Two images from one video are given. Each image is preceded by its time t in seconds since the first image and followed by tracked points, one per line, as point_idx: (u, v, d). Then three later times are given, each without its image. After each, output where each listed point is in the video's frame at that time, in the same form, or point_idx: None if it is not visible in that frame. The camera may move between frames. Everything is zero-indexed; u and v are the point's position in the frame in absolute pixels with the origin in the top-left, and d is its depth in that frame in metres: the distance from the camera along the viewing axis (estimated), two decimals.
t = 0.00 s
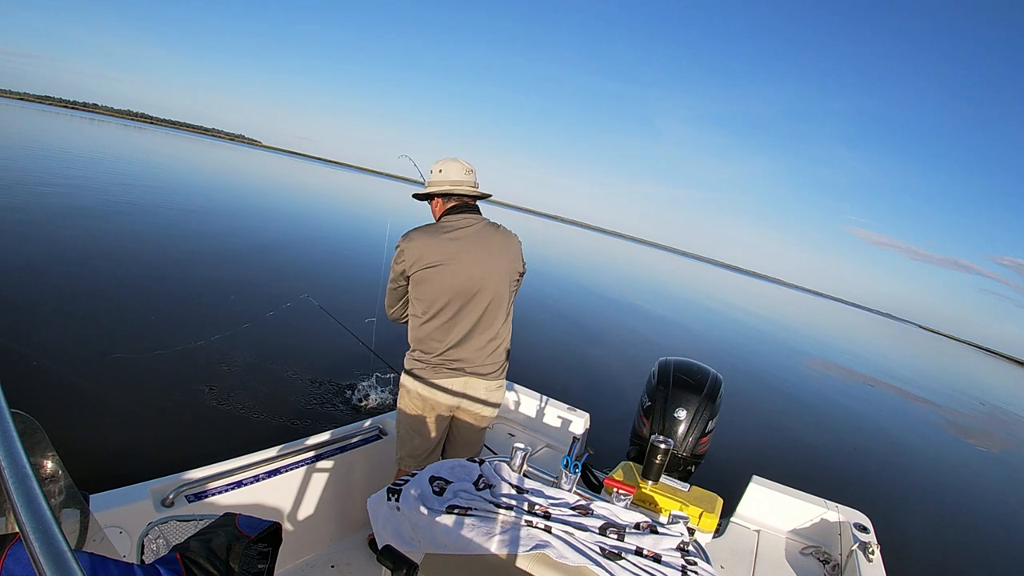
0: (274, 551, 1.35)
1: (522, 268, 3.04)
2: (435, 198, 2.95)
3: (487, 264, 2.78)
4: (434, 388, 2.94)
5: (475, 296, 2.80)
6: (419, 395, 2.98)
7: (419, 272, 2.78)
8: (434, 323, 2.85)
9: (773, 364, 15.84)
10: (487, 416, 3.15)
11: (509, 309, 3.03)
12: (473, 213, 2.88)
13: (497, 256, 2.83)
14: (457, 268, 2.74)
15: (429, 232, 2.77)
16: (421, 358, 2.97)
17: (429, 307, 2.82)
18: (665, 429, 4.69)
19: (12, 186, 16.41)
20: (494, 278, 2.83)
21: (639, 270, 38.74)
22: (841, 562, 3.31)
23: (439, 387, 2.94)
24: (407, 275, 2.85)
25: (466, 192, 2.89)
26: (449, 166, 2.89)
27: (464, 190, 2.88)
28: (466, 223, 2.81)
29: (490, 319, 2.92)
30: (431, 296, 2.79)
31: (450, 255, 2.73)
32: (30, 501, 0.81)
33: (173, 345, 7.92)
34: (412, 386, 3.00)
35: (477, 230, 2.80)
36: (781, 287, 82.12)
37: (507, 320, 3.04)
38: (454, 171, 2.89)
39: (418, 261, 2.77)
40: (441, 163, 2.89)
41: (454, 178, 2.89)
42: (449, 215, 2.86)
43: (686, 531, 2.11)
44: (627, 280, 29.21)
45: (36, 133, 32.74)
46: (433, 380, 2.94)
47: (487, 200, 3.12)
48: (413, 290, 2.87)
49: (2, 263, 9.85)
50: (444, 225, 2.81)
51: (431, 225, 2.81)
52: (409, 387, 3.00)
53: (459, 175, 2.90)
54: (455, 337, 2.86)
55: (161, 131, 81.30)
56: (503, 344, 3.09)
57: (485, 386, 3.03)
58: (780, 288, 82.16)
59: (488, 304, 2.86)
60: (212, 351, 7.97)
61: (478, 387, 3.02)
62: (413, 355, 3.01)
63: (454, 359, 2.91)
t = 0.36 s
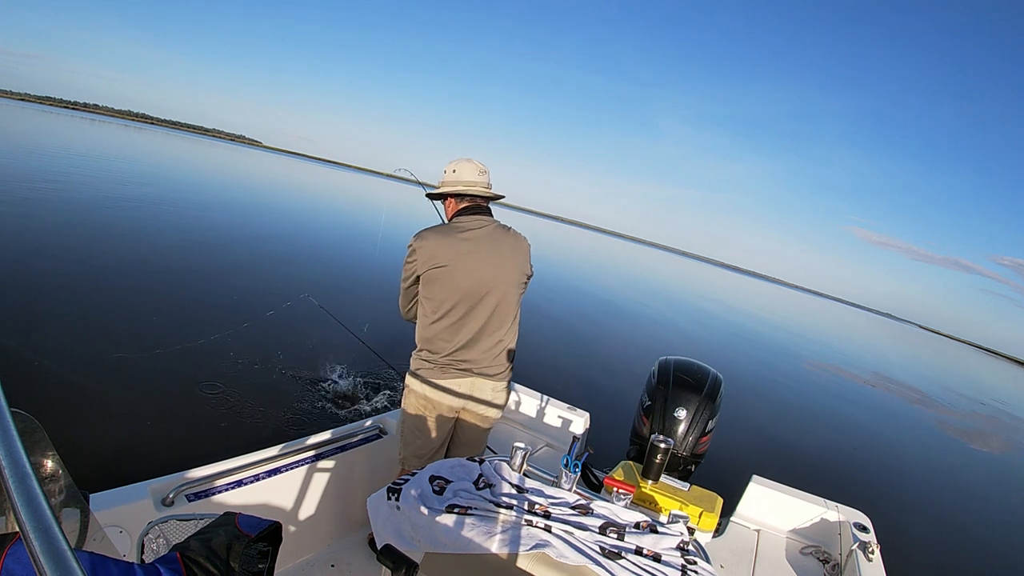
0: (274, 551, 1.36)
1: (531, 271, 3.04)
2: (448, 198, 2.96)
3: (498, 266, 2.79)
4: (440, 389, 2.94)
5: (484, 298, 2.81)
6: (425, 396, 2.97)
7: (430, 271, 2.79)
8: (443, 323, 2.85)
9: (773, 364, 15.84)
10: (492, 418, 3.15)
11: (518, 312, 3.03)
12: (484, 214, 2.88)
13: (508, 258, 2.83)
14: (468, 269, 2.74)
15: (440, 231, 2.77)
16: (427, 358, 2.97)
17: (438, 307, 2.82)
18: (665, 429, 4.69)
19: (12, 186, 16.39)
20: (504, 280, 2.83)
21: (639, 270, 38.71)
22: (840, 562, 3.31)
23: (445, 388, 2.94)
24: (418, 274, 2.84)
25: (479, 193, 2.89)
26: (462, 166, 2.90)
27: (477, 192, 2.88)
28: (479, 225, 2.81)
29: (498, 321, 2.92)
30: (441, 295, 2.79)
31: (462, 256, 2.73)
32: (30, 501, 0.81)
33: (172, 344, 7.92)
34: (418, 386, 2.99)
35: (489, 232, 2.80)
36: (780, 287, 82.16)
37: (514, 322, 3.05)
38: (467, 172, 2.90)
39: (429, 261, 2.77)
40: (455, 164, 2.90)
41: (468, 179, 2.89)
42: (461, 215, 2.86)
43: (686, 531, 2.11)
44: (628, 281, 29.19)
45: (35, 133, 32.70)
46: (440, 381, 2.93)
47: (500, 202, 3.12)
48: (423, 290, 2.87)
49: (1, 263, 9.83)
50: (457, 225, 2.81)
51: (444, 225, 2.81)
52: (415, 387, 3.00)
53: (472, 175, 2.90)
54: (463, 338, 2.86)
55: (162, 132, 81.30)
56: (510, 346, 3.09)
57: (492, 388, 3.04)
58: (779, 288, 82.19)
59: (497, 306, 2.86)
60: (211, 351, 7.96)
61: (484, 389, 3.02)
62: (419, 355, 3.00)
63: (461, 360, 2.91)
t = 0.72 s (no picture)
0: (274, 550, 1.36)
1: (536, 273, 3.04)
2: (455, 198, 2.96)
3: (503, 268, 2.79)
4: (442, 390, 2.94)
5: (488, 299, 2.81)
6: (426, 397, 2.97)
7: (435, 271, 2.79)
8: (446, 324, 2.85)
9: (773, 364, 15.84)
10: (494, 420, 3.14)
11: (521, 313, 3.02)
12: (490, 214, 2.88)
13: (512, 259, 2.83)
14: (472, 270, 2.75)
15: (445, 231, 2.78)
16: (430, 359, 2.96)
17: (441, 307, 2.83)
18: (665, 429, 4.69)
19: (11, 186, 16.39)
20: (508, 281, 2.83)
21: (639, 270, 38.72)
22: (840, 562, 3.31)
23: (448, 389, 2.94)
24: (422, 275, 2.85)
25: (486, 194, 2.89)
26: (470, 167, 2.90)
27: (485, 192, 2.88)
28: (483, 226, 2.80)
29: (502, 323, 2.92)
30: (444, 296, 2.80)
31: (466, 256, 2.74)
32: (30, 500, 0.81)
33: (172, 344, 7.93)
34: (420, 387, 2.99)
35: (494, 232, 2.79)
36: (780, 288, 82.19)
37: (517, 324, 3.05)
38: (475, 172, 2.90)
39: (434, 261, 2.78)
40: (462, 164, 2.91)
41: (475, 179, 2.90)
42: (466, 215, 2.86)
43: (686, 531, 2.11)
44: (628, 281, 29.19)
45: (35, 134, 32.70)
46: (443, 382, 2.93)
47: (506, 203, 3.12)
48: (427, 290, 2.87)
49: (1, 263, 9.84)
50: (461, 226, 2.81)
51: (449, 225, 2.82)
52: (417, 388, 3.00)
53: (479, 176, 2.90)
54: (466, 339, 2.86)
55: (162, 132, 81.44)
56: (513, 348, 3.09)
57: (494, 390, 3.04)
58: (779, 288, 82.21)
59: (500, 307, 2.86)
60: (211, 350, 7.97)
61: (487, 391, 3.02)
62: (422, 356, 3.00)
63: (464, 362, 2.91)
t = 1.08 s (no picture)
0: (274, 550, 1.36)
1: (540, 276, 3.04)
2: (459, 199, 2.96)
3: (505, 270, 2.79)
4: (444, 393, 2.94)
5: (489, 302, 2.81)
6: (427, 399, 2.97)
7: (436, 274, 2.80)
8: (448, 327, 2.85)
9: (773, 364, 15.84)
10: (496, 422, 3.14)
11: (524, 315, 3.01)
12: (494, 216, 2.88)
13: (515, 261, 2.83)
14: (473, 273, 2.75)
15: (447, 233, 2.78)
16: (431, 362, 2.96)
17: (443, 310, 2.83)
18: (665, 429, 4.69)
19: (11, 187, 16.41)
20: (510, 284, 2.83)
21: (639, 271, 38.74)
22: (840, 562, 3.30)
23: (450, 392, 2.94)
24: (423, 277, 2.85)
25: (490, 196, 2.89)
26: (475, 168, 2.91)
27: (490, 195, 2.89)
28: (486, 227, 2.80)
29: (504, 326, 2.92)
30: (446, 298, 2.80)
31: (468, 258, 2.74)
32: (30, 499, 0.81)
33: (171, 344, 7.93)
34: (421, 389, 3.00)
35: (496, 234, 2.79)
36: (780, 288, 82.20)
37: (520, 327, 3.04)
38: (480, 174, 2.91)
39: (435, 263, 2.78)
40: (468, 164, 2.91)
41: (480, 181, 2.91)
42: (469, 217, 2.87)
43: (686, 531, 2.11)
44: (627, 281, 29.19)
45: (35, 135, 32.72)
46: (445, 385, 2.93)
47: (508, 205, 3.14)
48: (428, 293, 2.87)
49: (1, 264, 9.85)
50: (463, 228, 2.81)
51: (451, 227, 2.82)
52: (419, 390, 3.00)
53: (484, 177, 2.91)
54: (468, 343, 2.86)
55: (162, 133, 81.51)
56: (515, 350, 3.08)
57: (496, 392, 3.03)
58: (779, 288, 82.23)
59: (502, 310, 2.86)
60: (210, 350, 7.96)
61: (489, 394, 3.01)
62: (424, 358, 3.00)
63: (466, 365, 2.91)
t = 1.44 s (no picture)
0: (274, 551, 1.36)
1: (542, 279, 3.04)
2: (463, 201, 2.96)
3: (506, 273, 2.79)
4: (443, 393, 2.94)
5: (489, 304, 2.81)
6: (427, 399, 2.97)
7: (437, 275, 2.79)
8: (448, 328, 2.85)
9: (773, 364, 15.83)
10: (495, 422, 3.14)
11: (524, 317, 3.02)
12: (497, 219, 2.87)
13: (516, 263, 2.83)
14: (474, 275, 2.75)
15: (448, 234, 2.78)
16: (430, 362, 2.96)
17: (443, 311, 2.83)
18: (665, 429, 4.69)
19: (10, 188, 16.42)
20: (511, 286, 2.83)
21: (639, 271, 38.76)
22: (840, 562, 3.31)
23: (449, 392, 2.94)
24: (424, 278, 2.85)
25: (494, 201, 2.88)
26: (481, 171, 2.86)
27: (493, 200, 2.87)
28: (487, 229, 2.80)
29: (503, 328, 2.93)
30: (446, 300, 2.80)
31: (469, 260, 2.74)
32: (30, 501, 0.81)
33: (171, 344, 7.93)
34: (420, 389, 2.99)
35: (497, 237, 2.79)
36: (780, 288, 82.18)
37: (520, 329, 3.04)
38: (486, 178, 2.87)
39: (436, 265, 2.78)
40: (473, 166, 2.86)
41: (483, 184, 2.87)
42: (471, 219, 2.86)
43: (686, 531, 2.11)
44: (627, 281, 29.18)
45: (35, 136, 32.74)
46: (443, 385, 2.94)
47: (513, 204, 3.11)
48: (429, 294, 2.87)
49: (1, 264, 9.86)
50: (464, 230, 2.81)
51: (452, 229, 2.81)
52: (418, 390, 3.00)
53: (490, 181, 2.87)
54: (467, 344, 2.86)
55: (162, 134, 81.63)
56: (515, 352, 3.08)
57: (495, 394, 3.03)
58: (779, 288, 82.20)
59: (502, 313, 2.87)
60: (210, 351, 7.97)
61: (488, 395, 3.01)
62: (423, 359, 3.00)
63: (465, 366, 2.91)
